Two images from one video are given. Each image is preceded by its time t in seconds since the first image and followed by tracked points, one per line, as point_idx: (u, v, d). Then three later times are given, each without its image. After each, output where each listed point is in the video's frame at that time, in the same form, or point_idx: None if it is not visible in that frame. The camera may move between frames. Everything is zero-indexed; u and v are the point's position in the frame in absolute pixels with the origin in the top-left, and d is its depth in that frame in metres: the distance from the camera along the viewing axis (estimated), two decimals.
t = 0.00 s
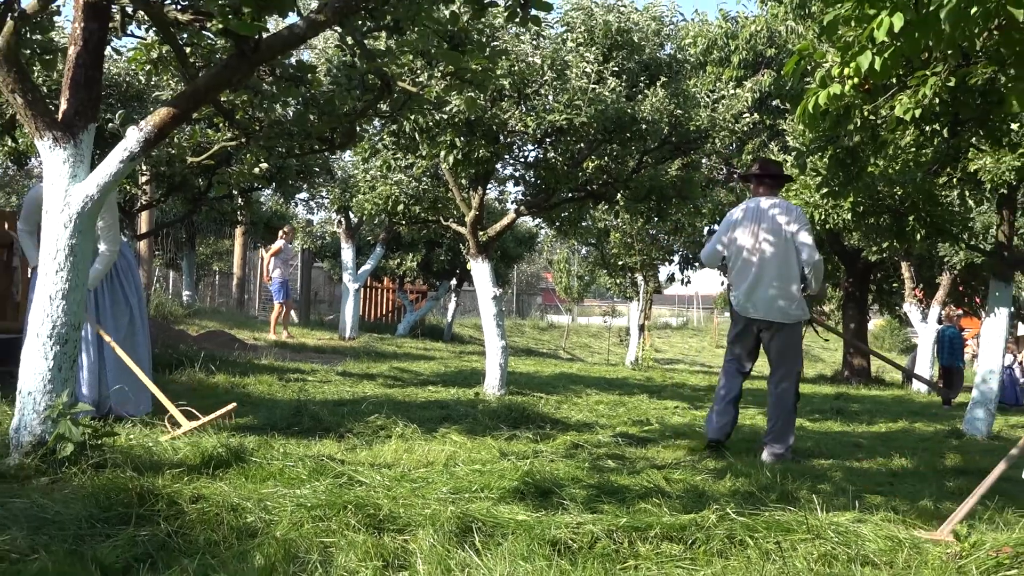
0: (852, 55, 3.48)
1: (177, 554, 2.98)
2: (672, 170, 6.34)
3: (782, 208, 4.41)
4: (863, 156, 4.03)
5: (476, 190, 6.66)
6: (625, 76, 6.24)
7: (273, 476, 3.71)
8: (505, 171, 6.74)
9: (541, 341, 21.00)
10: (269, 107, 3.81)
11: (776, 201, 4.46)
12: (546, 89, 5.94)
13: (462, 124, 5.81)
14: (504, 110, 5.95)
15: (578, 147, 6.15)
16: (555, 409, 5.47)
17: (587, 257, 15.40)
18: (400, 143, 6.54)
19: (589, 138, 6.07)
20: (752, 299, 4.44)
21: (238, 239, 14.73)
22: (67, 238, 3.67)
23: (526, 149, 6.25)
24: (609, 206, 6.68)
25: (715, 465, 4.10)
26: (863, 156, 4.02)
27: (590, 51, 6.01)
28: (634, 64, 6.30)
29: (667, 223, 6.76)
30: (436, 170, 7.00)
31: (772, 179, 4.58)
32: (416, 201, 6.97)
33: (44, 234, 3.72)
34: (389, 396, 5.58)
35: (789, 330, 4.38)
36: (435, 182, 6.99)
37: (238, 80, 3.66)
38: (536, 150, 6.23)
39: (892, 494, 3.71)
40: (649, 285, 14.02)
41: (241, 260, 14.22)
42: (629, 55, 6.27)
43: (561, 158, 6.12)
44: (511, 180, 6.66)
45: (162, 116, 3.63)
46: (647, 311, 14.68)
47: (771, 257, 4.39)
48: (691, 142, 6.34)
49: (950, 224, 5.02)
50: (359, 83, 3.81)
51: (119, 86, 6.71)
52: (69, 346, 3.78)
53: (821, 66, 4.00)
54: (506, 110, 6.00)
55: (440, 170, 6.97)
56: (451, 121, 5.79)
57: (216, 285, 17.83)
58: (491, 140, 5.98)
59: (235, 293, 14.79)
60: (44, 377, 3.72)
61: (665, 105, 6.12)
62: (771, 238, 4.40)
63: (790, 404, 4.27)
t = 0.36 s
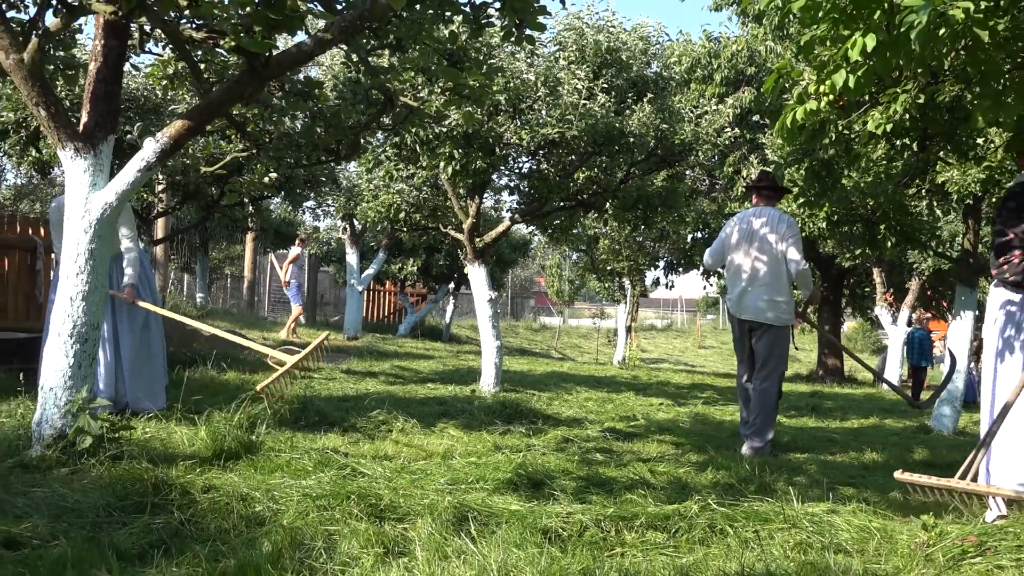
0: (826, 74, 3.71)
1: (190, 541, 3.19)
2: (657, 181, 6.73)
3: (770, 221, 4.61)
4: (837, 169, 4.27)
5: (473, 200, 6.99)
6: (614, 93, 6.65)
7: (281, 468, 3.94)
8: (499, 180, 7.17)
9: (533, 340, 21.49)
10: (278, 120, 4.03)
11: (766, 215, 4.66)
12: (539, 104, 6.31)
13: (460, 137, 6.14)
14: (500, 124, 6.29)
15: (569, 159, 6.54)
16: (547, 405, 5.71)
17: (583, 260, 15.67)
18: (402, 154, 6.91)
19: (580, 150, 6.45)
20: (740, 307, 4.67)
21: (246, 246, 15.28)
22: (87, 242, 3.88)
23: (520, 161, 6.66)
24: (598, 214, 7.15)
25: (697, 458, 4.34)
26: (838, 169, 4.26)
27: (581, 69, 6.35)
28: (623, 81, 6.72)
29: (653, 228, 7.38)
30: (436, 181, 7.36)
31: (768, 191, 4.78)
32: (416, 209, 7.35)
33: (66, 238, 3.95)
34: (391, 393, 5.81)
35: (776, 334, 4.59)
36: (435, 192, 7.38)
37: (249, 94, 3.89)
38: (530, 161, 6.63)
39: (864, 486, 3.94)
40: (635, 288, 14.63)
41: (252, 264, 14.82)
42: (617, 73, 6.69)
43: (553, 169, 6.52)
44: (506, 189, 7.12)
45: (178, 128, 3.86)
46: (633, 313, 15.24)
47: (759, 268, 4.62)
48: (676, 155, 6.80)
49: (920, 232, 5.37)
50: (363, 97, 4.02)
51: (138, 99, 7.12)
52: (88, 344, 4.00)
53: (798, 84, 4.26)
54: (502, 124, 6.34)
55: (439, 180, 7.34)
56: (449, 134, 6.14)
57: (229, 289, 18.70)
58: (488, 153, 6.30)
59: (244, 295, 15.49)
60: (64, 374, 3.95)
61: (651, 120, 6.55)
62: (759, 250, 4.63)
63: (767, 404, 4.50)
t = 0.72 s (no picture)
0: (804, 90, 3.97)
1: (206, 527, 3.44)
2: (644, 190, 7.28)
3: (746, 228, 4.87)
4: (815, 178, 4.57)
5: (473, 207, 7.41)
6: (605, 106, 7.28)
7: (291, 458, 4.19)
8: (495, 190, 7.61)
9: (529, 339, 22.02)
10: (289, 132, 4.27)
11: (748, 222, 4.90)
12: (534, 117, 6.85)
13: (460, 148, 6.67)
14: (497, 135, 6.83)
15: (563, 168, 7.08)
16: (541, 400, 5.96)
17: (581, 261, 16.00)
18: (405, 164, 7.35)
19: (572, 160, 6.99)
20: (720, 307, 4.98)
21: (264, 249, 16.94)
22: (109, 246, 4.12)
23: (516, 170, 7.15)
24: (590, 221, 7.67)
25: (682, 449, 4.59)
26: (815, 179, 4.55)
27: (573, 84, 6.97)
28: (613, 96, 7.35)
29: (642, 234, 8.02)
30: (438, 189, 7.78)
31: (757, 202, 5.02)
32: (419, 215, 7.77)
33: (89, 242, 4.19)
34: (395, 388, 6.07)
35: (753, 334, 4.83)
36: (437, 200, 7.77)
37: (261, 107, 4.14)
38: (525, 171, 7.13)
39: (839, 476, 4.20)
40: (624, 290, 15.17)
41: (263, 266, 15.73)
42: (608, 88, 7.33)
43: (547, 178, 7.04)
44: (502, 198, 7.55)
45: (195, 139, 4.11)
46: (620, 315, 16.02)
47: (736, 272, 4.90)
48: (662, 165, 7.45)
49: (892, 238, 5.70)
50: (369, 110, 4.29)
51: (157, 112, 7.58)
52: (110, 342, 4.25)
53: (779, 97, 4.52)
54: (499, 135, 6.87)
55: (440, 188, 7.75)
56: (450, 145, 6.67)
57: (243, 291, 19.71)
58: (486, 162, 6.85)
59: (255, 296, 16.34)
60: (87, 370, 4.19)
61: (640, 132, 7.15)
62: (736, 255, 4.88)
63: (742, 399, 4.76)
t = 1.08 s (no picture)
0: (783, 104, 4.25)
1: (224, 512, 3.71)
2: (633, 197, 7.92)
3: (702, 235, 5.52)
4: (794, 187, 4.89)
5: (473, 213, 7.99)
6: (596, 120, 7.93)
7: (303, 448, 4.47)
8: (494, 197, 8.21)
9: (525, 337, 22.54)
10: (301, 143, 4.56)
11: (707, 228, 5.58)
12: (531, 130, 7.42)
13: (461, 158, 7.26)
14: (497, 146, 7.37)
15: (558, 178, 7.67)
16: (537, 393, 6.27)
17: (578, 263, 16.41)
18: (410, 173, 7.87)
19: (566, 170, 7.58)
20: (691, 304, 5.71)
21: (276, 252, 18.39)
22: (133, 249, 4.41)
23: (514, 179, 7.74)
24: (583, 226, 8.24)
25: (668, 440, 4.89)
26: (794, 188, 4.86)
27: (567, 99, 7.60)
28: (604, 109, 8.00)
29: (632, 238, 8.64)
30: (440, 196, 8.28)
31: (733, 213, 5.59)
32: (423, 221, 8.25)
33: (116, 246, 4.48)
34: (400, 382, 6.38)
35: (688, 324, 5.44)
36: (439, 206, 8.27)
37: (276, 119, 4.42)
38: (522, 180, 7.72)
39: (815, 465, 4.49)
40: (615, 291, 15.81)
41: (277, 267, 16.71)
42: (599, 103, 7.98)
43: (543, 186, 7.63)
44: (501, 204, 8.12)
45: (213, 150, 4.39)
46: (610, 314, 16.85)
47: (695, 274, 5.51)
48: (651, 173, 8.06)
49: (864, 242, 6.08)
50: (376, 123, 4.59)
51: (177, 124, 8.09)
52: (134, 338, 4.54)
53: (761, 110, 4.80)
54: (499, 146, 7.41)
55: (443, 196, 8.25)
56: (453, 154, 7.25)
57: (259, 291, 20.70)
58: (485, 170, 7.45)
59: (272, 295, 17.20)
60: (113, 364, 4.49)
61: (630, 143, 7.80)
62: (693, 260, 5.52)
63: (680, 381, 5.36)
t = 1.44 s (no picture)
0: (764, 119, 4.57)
1: (240, 498, 3.96)
2: (624, 205, 8.46)
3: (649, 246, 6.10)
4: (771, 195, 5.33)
5: (474, 219, 8.58)
6: (589, 133, 8.34)
7: (315, 438, 4.78)
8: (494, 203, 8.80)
9: (524, 335, 23.04)
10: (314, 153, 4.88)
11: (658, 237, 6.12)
12: (528, 141, 8.02)
13: (464, 167, 7.85)
14: (497, 157, 7.96)
15: (554, 186, 8.25)
16: (534, 387, 6.62)
17: (574, 266, 16.81)
18: (415, 181, 8.42)
19: (562, 179, 8.17)
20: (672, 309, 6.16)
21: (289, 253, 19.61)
22: (157, 252, 4.72)
23: (513, 188, 8.31)
24: (577, 231, 8.83)
25: (656, 431, 5.21)
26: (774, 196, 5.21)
27: (562, 113, 8.18)
28: (597, 123, 8.43)
29: (622, 243, 9.10)
30: (443, 202, 8.85)
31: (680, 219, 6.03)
32: (428, 226, 8.97)
33: (140, 249, 4.79)
34: (406, 376, 6.71)
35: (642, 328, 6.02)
36: (442, 212, 8.90)
37: (291, 131, 4.74)
38: (521, 188, 8.30)
39: (793, 455, 4.80)
40: (607, 292, 16.47)
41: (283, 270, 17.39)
42: (593, 116, 8.40)
43: (540, 194, 8.23)
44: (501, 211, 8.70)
45: (232, 159, 4.70)
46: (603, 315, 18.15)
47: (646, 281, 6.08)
48: (640, 182, 8.51)
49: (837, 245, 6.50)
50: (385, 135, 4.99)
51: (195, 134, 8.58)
52: (157, 335, 4.84)
53: (744, 123, 5.11)
54: (499, 156, 8.00)
55: (446, 202, 8.82)
56: (456, 164, 7.84)
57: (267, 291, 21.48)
58: (486, 179, 8.05)
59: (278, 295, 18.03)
60: (138, 360, 4.78)
61: (620, 154, 8.30)
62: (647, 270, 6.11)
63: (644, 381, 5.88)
